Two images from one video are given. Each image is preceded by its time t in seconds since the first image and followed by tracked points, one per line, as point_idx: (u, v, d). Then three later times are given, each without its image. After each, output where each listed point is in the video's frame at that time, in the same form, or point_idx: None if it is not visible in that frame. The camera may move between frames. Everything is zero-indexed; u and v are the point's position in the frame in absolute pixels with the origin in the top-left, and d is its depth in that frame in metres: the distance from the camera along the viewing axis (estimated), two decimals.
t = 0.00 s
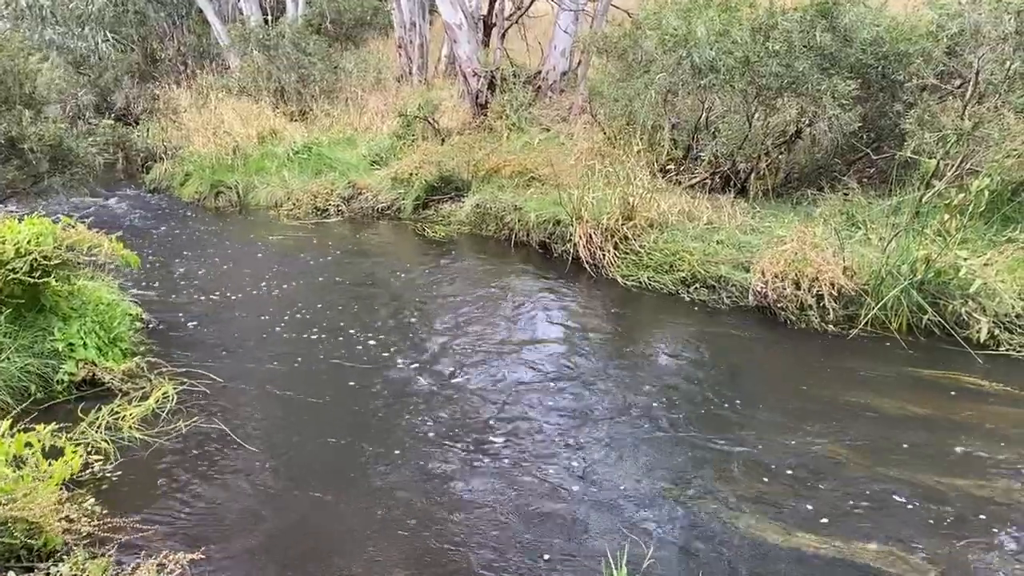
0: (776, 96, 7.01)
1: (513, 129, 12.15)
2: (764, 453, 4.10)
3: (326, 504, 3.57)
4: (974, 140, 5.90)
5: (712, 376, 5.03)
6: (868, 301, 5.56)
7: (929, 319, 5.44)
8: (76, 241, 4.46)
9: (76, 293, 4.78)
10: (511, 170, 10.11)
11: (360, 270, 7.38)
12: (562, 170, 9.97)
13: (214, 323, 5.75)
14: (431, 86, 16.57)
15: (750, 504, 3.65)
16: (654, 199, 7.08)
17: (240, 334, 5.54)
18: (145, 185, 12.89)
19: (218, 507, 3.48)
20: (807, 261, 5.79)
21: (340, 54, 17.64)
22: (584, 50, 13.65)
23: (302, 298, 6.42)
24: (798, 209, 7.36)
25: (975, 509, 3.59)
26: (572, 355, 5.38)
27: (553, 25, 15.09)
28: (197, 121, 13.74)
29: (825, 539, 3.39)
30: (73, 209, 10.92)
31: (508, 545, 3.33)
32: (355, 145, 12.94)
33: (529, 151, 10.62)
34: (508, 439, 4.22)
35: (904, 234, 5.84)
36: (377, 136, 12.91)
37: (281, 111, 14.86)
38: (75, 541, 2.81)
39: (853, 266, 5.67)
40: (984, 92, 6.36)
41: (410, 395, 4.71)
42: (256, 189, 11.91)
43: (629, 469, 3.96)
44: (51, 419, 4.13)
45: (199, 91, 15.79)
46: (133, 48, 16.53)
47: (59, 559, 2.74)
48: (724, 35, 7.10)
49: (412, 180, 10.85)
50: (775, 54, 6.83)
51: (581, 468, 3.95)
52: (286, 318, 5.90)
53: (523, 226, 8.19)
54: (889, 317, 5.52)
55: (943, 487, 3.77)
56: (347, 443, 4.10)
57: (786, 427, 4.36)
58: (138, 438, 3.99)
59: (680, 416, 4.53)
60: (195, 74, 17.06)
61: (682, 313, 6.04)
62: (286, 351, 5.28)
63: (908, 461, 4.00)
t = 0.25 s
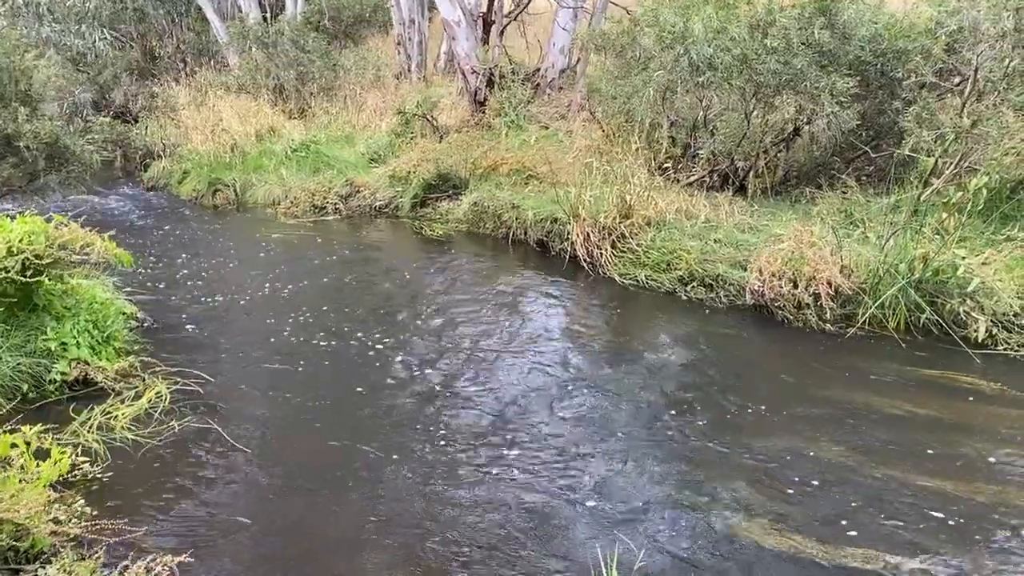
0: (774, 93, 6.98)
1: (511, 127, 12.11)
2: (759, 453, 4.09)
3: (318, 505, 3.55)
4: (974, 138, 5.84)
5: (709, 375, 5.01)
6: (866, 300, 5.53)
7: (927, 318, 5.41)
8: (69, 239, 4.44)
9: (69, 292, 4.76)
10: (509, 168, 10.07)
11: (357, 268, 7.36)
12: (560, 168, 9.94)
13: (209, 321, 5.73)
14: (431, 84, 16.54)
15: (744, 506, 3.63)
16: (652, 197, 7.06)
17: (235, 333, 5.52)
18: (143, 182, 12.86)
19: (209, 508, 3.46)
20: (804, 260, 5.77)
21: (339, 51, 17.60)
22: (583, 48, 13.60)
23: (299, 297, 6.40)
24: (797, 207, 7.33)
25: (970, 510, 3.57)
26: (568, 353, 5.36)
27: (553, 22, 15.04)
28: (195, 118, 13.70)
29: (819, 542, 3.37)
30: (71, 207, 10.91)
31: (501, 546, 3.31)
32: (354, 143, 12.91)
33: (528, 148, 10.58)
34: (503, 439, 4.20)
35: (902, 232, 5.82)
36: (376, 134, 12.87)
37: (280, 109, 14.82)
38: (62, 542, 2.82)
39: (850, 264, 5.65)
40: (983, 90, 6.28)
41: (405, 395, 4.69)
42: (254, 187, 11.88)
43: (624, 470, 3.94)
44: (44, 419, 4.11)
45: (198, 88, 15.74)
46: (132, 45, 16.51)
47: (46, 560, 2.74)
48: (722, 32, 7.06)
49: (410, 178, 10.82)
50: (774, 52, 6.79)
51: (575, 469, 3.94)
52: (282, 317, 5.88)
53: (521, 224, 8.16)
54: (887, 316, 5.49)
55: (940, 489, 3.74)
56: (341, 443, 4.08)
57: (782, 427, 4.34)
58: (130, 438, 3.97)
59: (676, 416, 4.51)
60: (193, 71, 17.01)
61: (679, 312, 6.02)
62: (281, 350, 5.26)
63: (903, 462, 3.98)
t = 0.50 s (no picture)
0: (774, 92, 6.96)
1: (511, 125, 12.09)
2: (755, 454, 4.07)
3: (311, 505, 3.54)
4: (974, 136, 5.81)
5: (707, 375, 4.99)
6: (865, 299, 5.51)
7: (926, 317, 5.39)
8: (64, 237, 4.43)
9: (65, 290, 4.75)
10: (508, 166, 10.05)
11: (355, 267, 7.35)
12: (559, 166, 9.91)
13: (206, 320, 5.72)
14: (431, 82, 16.51)
15: (739, 507, 3.61)
16: (651, 196, 7.03)
17: (231, 332, 5.51)
18: (143, 181, 12.85)
19: (202, 509, 3.45)
20: (803, 259, 5.75)
21: (339, 50, 17.58)
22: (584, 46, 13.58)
23: (296, 295, 6.39)
24: (797, 206, 7.30)
25: (967, 512, 3.56)
26: (565, 353, 5.34)
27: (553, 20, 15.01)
28: (195, 117, 13.68)
29: (813, 544, 3.35)
30: (71, 205, 10.90)
31: (495, 547, 3.30)
32: (354, 141, 12.89)
33: (527, 147, 10.56)
34: (499, 438, 4.19)
35: (901, 231, 5.80)
36: (376, 132, 12.85)
37: (280, 107, 14.80)
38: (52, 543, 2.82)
39: (849, 263, 5.62)
40: (983, 88, 6.28)
41: (401, 394, 4.68)
42: (253, 185, 11.87)
43: (619, 470, 3.92)
44: (39, 418, 4.11)
45: (198, 87, 15.73)
46: (132, 44, 16.51)
47: (36, 560, 2.75)
48: (721, 30, 7.04)
49: (410, 176, 10.80)
50: (773, 49, 6.76)
51: (570, 469, 3.92)
52: (279, 316, 5.86)
53: (520, 222, 8.14)
54: (887, 315, 5.47)
55: (937, 490, 3.72)
56: (336, 443, 4.07)
57: (779, 427, 4.32)
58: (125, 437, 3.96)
59: (673, 415, 4.49)
60: (194, 69, 16.99)
61: (677, 311, 5.99)
62: (277, 348, 5.25)
63: (900, 462, 3.96)
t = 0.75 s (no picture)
0: (777, 89, 6.94)
1: (516, 122, 12.07)
2: (755, 452, 4.06)
3: (310, 502, 3.55)
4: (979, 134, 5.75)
5: (708, 373, 4.97)
6: (868, 297, 5.49)
7: (930, 315, 5.36)
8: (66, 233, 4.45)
9: (68, 286, 4.78)
10: (512, 164, 10.04)
11: (358, 264, 7.36)
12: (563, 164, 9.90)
13: (209, 316, 5.73)
14: (437, 80, 16.51)
15: (738, 505, 3.61)
16: (655, 194, 7.02)
17: (233, 328, 5.52)
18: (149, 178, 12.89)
19: (201, 504, 3.47)
20: (806, 256, 5.73)
21: (345, 47, 17.59)
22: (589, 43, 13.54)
23: (299, 292, 6.40)
24: (801, 204, 7.27)
25: (966, 511, 3.54)
26: (567, 350, 5.34)
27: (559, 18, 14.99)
28: (201, 114, 13.71)
29: (811, 542, 3.35)
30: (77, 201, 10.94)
31: (492, 544, 3.30)
32: (358, 139, 12.89)
33: (532, 145, 10.54)
34: (499, 435, 4.19)
35: (905, 228, 5.77)
36: (381, 130, 12.85)
37: (285, 105, 14.82)
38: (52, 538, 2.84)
39: (852, 261, 5.60)
40: (988, 84, 6.19)
41: (402, 391, 4.68)
42: (258, 183, 11.89)
43: (618, 467, 3.92)
44: (41, 413, 4.13)
45: (204, 84, 15.76)
46: (139, 41, 16.55)
47: (35, 555, 2.77)
48: (725, 27, 7.02)
49: (414, 174, 10.80)
50: (777, 47, 6.74)
51: (570, 466, 3.92)
52: (282, 313, 5.87)
53: (523, 219, 8.14)
54: (889, 313, 5.45)
55: (938, 490, 3.70)
56: (337, 439, 4.08)
57: (779, 425, 4.31)
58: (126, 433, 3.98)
59: (673, 413, 4.48)
60: (200, 67, 17.02)
61: (680, 308, 5.99)
62: (279, 345, 5.26)
63: (900, 461, 3.95)
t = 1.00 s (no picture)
0: (788, 86, 6.91)
1: (526, 120, 12.06)
2: (762, 450, 4.05)
3: (316, 497, 3.57)
4: (991, 132, 5.72)
5: (716, 371, 4.96)
6: (878, 295, 5.46)
7: (940, 314, 5.33)
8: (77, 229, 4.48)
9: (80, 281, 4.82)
10: (522, 161, 10.04)
11: (368, 261, 7.39)
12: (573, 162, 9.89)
13: (219, 311, 5.77)
14: (448, 77, 16.52)
15: (744, 503, 3.60)
16: (664, 191, 7.00)
17: (243, 323, 5.56)
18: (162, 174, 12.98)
19: (209, 498, 3.50)
20: (815, 254, 5.70)
21: (356, 45, 17.62)
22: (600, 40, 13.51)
23: (309, 288, 6.44)
24: (812, 202, 7.24)
25: (973, 511, 3.52)
26: (574, 347, 5.35)
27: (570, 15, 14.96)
28: (214, 112, 13.77)
29: (815, 540, 3.34)
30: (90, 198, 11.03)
31: (497, 540, 3.32)
32: (369, 137, 12.93)
33: (542, 142, 10.54)
34: (506, 432, 4.20)
35: (916, 226, 5.74)
36: (391, 127, 12.87)
37: (297, 102, 14.87)
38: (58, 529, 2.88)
39: (862, 259, 5.57)
40: (1002, 82, 6.19)
41: (410, 387, 4.70)
42: (270, 180, 11.94)
43: (624, 464, 3.93)
44: (52, 407, 4.17)
45: (217, 82, 15.83)
46: (153, 39, 16.65)
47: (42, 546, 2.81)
48: (735, 24, 6.99)
49: (424, 171, 10.82)
50: (788, 44, 6.68)
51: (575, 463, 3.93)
52: (292, 309, 5.91)
53: (533, 217, 8.14)
54: (900, 312, 5.42)
55: (945, 489, 3.69)
56: (344, 435, 4.10)
57: (787, 424, 4.30)
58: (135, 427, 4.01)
59: (680, 411, 4.48)
60: (213, 65, 17.10)
61: (689, 306, 5.98)
62: (289, 340, 5.29)
63: (907, 460, 3.93)
